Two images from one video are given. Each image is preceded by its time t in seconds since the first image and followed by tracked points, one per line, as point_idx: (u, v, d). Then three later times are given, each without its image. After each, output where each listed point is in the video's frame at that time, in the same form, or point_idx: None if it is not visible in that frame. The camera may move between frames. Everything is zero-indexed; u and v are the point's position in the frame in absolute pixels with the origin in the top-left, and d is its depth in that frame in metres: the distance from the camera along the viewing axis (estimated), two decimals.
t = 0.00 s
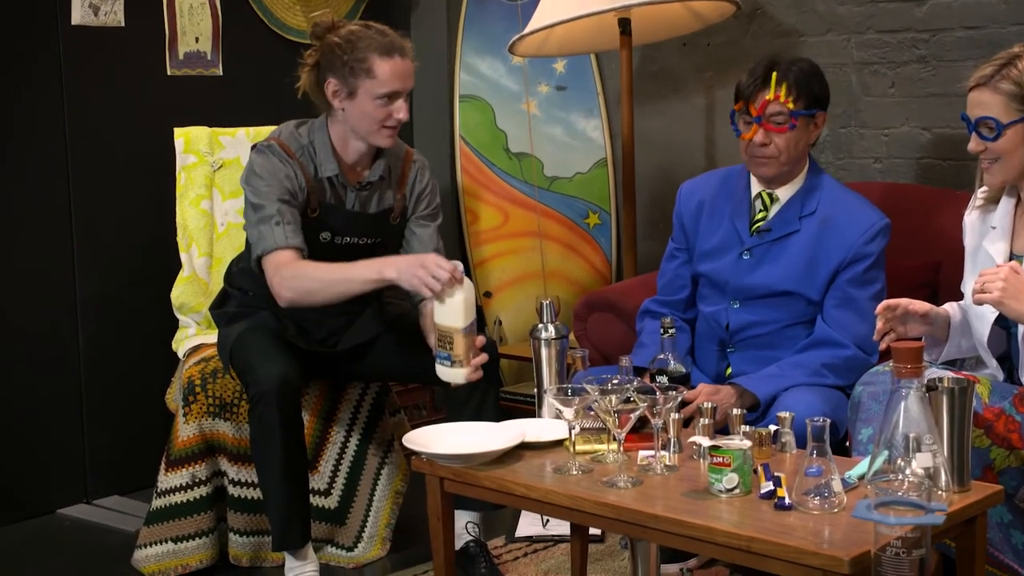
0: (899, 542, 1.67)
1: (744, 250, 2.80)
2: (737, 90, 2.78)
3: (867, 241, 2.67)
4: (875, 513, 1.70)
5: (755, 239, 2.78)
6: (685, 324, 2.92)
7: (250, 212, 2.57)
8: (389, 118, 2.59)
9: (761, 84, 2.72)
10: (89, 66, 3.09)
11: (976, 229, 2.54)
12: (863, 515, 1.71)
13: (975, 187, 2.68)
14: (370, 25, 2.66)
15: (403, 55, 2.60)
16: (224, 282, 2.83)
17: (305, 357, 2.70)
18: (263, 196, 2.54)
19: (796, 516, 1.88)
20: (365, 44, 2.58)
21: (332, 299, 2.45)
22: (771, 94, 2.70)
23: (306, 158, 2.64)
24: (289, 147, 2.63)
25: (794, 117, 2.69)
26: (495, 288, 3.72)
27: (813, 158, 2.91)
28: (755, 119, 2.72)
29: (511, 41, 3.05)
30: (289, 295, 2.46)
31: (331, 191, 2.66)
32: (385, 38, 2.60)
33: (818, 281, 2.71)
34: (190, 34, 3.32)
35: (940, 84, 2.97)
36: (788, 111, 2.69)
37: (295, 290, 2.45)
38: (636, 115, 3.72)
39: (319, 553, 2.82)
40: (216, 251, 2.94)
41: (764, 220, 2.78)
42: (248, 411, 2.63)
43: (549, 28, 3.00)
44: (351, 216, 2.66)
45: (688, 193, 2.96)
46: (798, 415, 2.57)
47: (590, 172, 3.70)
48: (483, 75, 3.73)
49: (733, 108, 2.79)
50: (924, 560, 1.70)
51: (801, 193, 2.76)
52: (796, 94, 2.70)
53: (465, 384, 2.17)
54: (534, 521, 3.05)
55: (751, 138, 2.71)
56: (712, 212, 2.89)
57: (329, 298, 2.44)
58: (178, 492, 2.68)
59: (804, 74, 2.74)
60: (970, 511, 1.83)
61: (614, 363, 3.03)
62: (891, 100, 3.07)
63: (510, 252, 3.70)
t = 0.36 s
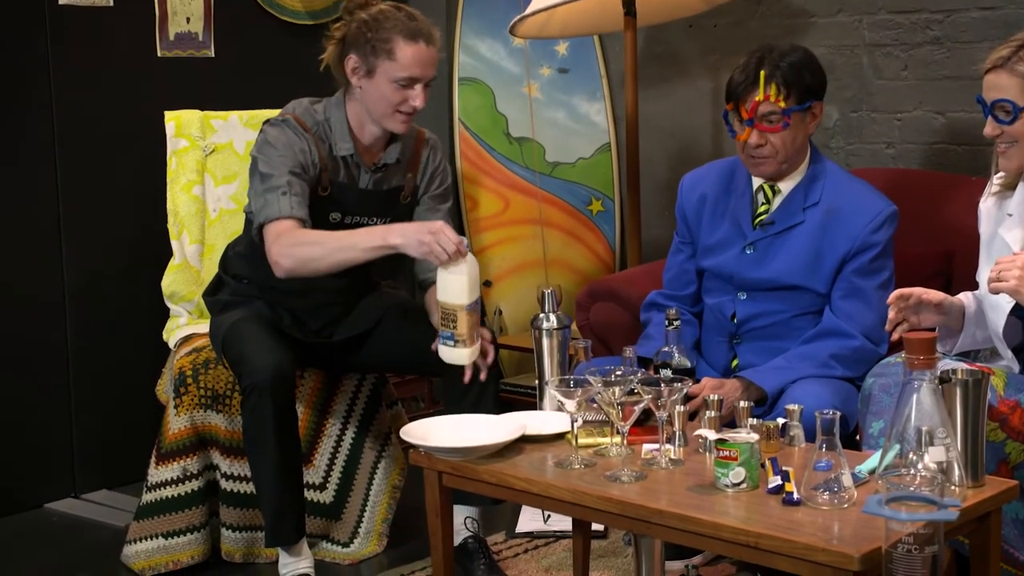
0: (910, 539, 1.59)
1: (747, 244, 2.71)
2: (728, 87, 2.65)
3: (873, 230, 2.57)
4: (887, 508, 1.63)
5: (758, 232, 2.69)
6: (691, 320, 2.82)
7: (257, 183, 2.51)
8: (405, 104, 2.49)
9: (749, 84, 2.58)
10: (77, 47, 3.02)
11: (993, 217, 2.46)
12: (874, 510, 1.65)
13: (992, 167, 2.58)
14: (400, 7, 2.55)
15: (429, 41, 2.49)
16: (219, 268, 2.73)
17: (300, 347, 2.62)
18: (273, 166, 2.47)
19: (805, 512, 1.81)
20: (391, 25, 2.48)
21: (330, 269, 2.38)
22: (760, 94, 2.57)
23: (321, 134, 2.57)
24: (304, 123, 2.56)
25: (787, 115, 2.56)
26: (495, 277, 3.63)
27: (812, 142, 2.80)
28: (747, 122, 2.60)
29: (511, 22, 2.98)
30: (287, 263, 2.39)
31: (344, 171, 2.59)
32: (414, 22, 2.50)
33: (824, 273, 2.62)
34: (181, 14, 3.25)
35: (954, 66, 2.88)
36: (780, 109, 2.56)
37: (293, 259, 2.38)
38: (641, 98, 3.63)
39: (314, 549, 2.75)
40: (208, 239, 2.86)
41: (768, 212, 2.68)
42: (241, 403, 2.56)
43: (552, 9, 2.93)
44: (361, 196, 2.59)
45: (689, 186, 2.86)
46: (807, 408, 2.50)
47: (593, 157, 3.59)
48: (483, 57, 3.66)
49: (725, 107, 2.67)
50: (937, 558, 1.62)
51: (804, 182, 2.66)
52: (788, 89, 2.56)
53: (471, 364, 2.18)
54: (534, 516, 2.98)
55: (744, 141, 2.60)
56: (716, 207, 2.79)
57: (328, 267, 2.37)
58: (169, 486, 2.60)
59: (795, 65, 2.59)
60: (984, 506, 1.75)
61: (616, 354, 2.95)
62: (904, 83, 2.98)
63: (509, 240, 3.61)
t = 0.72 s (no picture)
0: (925, 539, 1.52)
1: (754, 236, 2.64)
2: (736, 72, 2.56)
3: (884, 221, 2.49)
4: (901, 508, 1.55)
5: (766, 223, 2.61)
6: (696, 318, 2.72)
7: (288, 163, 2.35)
8: (429, 100, 2.43)
9: (757, 69, 2.50)
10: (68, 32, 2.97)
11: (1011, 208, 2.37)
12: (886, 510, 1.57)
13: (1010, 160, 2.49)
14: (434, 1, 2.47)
15: (462, 39, 2.41)
16: (219, 259, 2.63)
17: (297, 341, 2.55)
18: (307, 146, 2.33)
19: (816, 511, 1.73)
20: (425, 19, 2.40)
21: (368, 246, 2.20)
22: (768, 81, 2.48)
23: (352, 126, 2.48)
24: (335, 112, 2.46)
25: (797, 101, 2.47)
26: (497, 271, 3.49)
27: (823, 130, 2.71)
28: (755, 109, 2.52)
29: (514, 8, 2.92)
30: (324, 233, 2.20)
31: (370, 162, 2.52)
32: (449, 18, 2.42)
33: (834, 266, 2.54)
34: None
35: (971, 53, 2.80)
36: (789, 95, 2.48)
37: (330, 232, 2.19)
38: (648, 87, 3.56)
39: (311, 549, 2.69)
40: (203, 230, 2.79)
41: (776, 202, 2.60)
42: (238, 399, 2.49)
43: None
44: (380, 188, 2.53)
45: (695, 176, 2.77)
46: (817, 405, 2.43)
47: (598, 147, 3.55)
48: (487, 44, 3.58)
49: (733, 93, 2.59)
50: (951, 559, 1.56)
51: (813, 171, 2.57)
52: (797, 75, 2.48)
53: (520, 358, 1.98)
54: (538, 515, 2.91)
55: (752, 129, 2.53)
56: (723, 197, 2.71)
57: (365, 244, 2.18)
58: (163, 484, 2.53)
59: (805, 50, 2.49)
60: (1001, 506, 1.66)
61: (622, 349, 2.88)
62: (919, 71, 2.91)
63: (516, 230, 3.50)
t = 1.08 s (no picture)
0: (942, 539, 1.45)
1: (766, 229, 2.56)
2: (745, 63, 2.47)
3: (900, 214, 2.40)
4: (916, 506, 1.48)
5: (777, 217, 2.53)
6: (706, 314, 2.64)
7: (313, 158, 2.27)
8: (439, 92, 2.35)
9: (768, 60, 2.41)
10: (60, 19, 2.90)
11: None
12: (901, 509, 1.48)
13: None
14: None
15: (475, 30, 2.32)
16: (218, 251, 2.55)
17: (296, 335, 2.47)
18: (331, 141, 2.26)
19: (829, 510, 1.66)
20: (437, 8, 2.31)
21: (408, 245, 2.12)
22: (780, 71, 2.40)
23: (365, 119, 2.40)
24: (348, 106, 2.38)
25: (809, 92, 2.39)
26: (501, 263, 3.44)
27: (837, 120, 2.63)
28: (766, 100, 2.43)
29: None
30: (363, 224, 2.11)
31: (381, 156, 2.44)
32: (462, 7, 2.33)
33: (847, 260, 2.47)
34: None
35: (990, 39, 2.73)
36: (801, 86, 2.39)
37: (367, 224, 2.11)
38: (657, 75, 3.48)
39: (310, 549, 2.62)
40: (199, 222, 2.73)
41: (788, 195, 2.53)
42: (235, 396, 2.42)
43: None
44: (387, 180, 2.47)
45: (705, 167, 2.69)
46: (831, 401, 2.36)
47: (605, 136, 3.45)
48: (494, 32, 3.54)
49: (743, 84, 2.50)
50: (969, 560, 1.48)
51: (826, 162, 2.49)
52: (809, 65, 2.39)
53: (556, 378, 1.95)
54: (543, 514, 2.84)
55: (764, 121, 2.44)
56: (733, 189, 2.63)
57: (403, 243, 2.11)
58: (158, 483, 2.46)
59: (817, 39, 2.41)
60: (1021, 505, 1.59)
61: (629, 344, 2.80)
62: (936, 58, 2.83)
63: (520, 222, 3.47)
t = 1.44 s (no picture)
0: (954, 533, 1.39)
1: (776, 218, 2.50)
2: (756, 47, 2.40)
3: (913, 202, 2.35)
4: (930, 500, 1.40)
5: (787, 206, 2.47)
6: (713, 304, 2.58)
7: (298, 132, 2.22)
8: (441, 80, 2.29)
9: (780, 45, 2.34)
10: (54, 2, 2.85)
11: None
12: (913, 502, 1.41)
13: None
14: None
15: (484, 21, 2.25)
16: (215, 236, 2.49)
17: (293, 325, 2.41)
18: (314, 115, 2.20)
19: (839, 504, 1.60)
20: None
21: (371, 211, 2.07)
22: (791, 56, 2.33)
23: (363, 103, 2.35)
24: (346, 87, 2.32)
25: (822, 78, 2.33)
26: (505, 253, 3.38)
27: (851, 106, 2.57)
28: (777, 86, 2.37)
29: None
30: (330, 194, 2.07)
31: (379, 139, 2.39)
32: None
33: (859, 250, 2.40)
34: None
35: (1007, 22, 2.68)
36: (814, 71, 2.33)
37: (336, 193, 2.07)
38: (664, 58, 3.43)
39: (310, 544, 2.55)
40: (196, 210, 2.67)
41: (798, 183, 2.46)
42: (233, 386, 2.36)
43: None
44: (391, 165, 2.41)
45: (713, 154, 2.63)
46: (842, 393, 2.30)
47: (611, 122, 3.41)
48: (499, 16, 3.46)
49: (753, 69, 2.43)
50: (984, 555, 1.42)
51: (838, 149, 2.43)
52: (822, 51, 2.33)
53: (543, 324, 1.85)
54: (548, 508, 2.79)
55: (774, 107, 2.37)
56: (743, 177, 2.56)
57: (374, 207, 2.05)
58: (154, 476, 2.41)
59: (830, 24, 2.34)
60: None
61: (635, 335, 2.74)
62: (951, 41, 2.78)
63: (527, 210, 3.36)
